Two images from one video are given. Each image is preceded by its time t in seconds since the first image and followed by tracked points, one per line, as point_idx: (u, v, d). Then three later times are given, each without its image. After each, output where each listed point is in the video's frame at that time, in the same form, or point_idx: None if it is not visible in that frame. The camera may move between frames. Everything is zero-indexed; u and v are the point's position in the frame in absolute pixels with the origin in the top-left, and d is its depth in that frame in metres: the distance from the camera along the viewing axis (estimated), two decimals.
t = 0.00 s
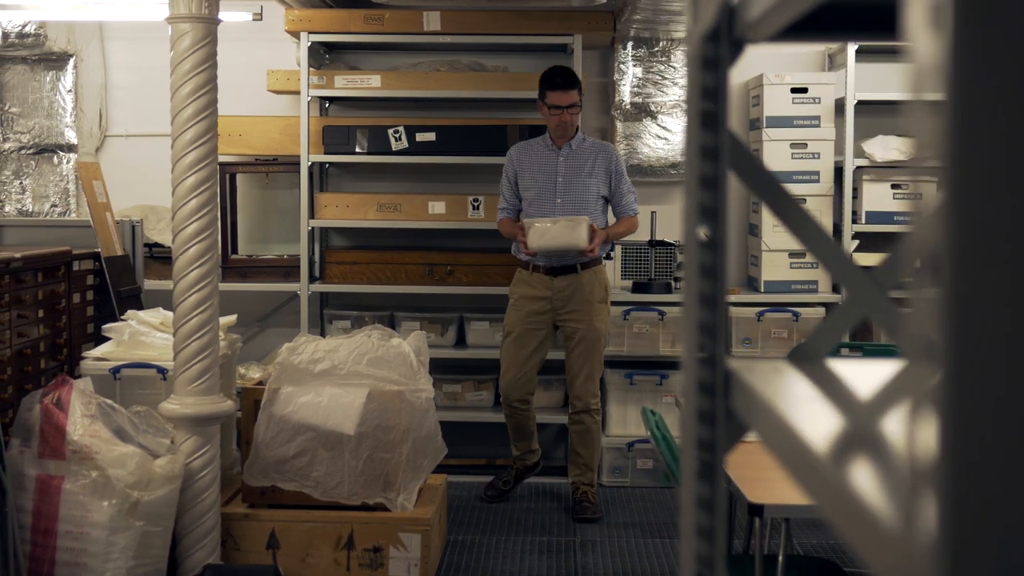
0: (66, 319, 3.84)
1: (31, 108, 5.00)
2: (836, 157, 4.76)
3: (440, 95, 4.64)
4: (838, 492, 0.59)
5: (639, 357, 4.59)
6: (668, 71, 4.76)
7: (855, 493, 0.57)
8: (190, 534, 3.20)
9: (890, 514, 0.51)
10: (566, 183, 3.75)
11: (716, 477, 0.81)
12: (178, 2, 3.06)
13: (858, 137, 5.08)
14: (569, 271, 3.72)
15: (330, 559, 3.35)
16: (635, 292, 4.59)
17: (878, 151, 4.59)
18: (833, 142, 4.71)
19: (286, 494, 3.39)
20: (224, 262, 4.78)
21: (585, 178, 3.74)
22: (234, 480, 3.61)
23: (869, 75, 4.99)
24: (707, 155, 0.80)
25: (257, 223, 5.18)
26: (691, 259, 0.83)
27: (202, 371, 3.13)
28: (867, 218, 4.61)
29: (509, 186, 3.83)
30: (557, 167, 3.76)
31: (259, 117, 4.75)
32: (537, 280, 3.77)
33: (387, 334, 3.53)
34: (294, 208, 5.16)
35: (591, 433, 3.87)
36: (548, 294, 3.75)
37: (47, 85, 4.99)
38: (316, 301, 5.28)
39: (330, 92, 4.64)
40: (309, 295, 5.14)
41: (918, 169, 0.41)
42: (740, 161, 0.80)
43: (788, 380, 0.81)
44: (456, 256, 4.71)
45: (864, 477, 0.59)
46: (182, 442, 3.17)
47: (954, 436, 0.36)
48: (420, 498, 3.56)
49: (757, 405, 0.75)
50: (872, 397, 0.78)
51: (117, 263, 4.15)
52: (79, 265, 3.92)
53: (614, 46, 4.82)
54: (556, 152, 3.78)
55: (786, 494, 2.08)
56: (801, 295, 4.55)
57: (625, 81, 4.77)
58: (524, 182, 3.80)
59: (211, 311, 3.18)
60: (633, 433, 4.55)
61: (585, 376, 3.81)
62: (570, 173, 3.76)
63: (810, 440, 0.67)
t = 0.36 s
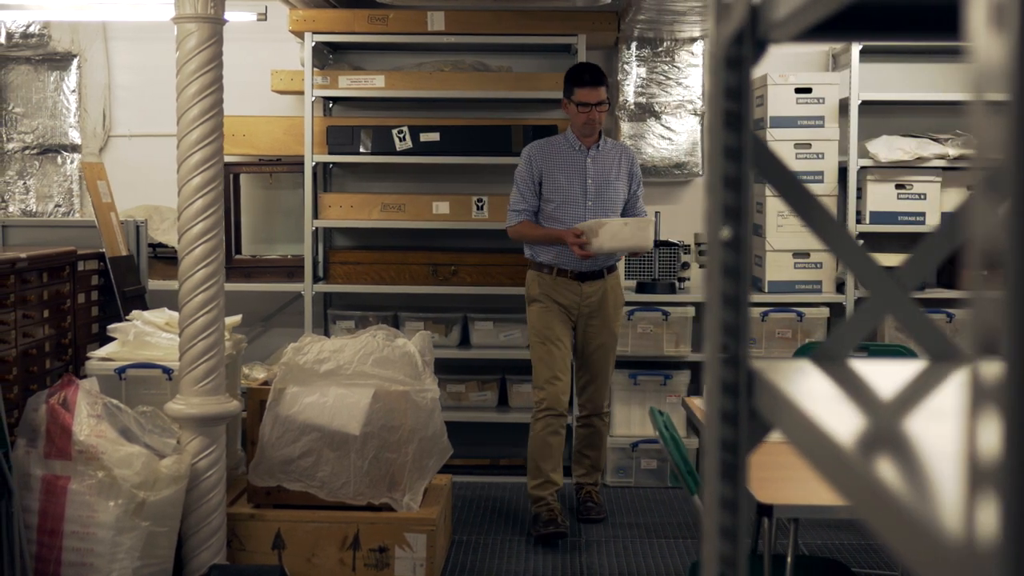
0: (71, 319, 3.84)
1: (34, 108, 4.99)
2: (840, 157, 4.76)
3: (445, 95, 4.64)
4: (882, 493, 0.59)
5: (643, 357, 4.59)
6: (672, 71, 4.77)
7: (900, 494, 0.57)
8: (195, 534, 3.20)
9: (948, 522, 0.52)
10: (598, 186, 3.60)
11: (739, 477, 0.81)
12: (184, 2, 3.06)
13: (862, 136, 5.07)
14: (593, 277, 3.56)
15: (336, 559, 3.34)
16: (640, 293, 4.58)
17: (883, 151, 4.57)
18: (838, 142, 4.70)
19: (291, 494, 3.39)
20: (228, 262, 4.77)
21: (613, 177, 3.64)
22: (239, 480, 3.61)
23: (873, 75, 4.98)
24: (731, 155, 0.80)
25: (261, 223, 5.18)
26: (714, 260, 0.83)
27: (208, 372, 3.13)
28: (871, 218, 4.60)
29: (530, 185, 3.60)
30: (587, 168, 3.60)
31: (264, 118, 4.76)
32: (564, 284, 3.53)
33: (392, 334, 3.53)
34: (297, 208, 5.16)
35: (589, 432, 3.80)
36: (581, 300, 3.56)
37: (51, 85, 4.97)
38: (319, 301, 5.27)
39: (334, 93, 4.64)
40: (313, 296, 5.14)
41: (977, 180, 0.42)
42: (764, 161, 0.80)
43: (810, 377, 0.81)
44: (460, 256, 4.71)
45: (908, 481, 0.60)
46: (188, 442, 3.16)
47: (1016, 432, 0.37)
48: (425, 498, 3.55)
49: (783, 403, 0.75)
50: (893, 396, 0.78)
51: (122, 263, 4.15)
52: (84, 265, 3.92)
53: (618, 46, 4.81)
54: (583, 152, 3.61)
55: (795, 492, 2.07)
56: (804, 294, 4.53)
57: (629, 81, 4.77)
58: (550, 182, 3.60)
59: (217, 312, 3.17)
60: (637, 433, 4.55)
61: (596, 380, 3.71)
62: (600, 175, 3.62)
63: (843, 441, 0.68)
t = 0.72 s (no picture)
0: (77, 318, 3.84)
1: (38, 108, 5.00)
2: (845, 157, 4.75)
3: (449, 95, 4.64)
4: (915, 492, 0.60)
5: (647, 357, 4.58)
6: (676, 71, 4.77)
7: (936, 495, 0.58)
8: (201, 534, 3.20)
9: (996, 527, 0.52)
10: (603, 179, 3.55)
11: (761, 478, 0.81)
12: (190, 2, 3.06)
13: (867, 137, 5.07)
14: (607, 275, 3.49)
15: (341, 560, 3.34)
16: (644, 293, 4.58)
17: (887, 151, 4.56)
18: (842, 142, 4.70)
19: (297, 495, 3.38)
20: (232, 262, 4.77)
21: (614, 169, 3.59)
22: (245, 480, 3.61)
23: (878, 75, 4.98)
24: (753, 157, 0.80)
25: (264, 223, 5.18)
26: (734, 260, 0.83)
27: (214, 371, 3.13)
28: (876, 219, 4.60)
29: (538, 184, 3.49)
30: (591, 163, 3.55)
31: (268, 117, 4.76)
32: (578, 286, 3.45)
33: (398, 334, 3.53)
34: (301, 208, 5.15)
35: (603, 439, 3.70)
36: (596, 301, 3.49)
37: (55, 85, 4.99)
38: (323, 301, 5.27)
39: (338, 92, 4.64)
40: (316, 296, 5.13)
41: None
42: (786, 162, 0.80)
43: (833, 377, 0.82)
44: (463, 256, 4.71)
45: (942, 481, 0.60)
46: (195, 442, 3.16)
47: None
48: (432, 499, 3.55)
49: (807, 401, 0.75)
50: (915, 397, 0.78)
51: (126, 263, 4.15)
52: (89, 265, 3.92)
53: (621, 46, 4.82)
54: (585, 147, 3.56)
55: (805, 493, 2.06)
56: (807, 294, 4.53)
57: (633, 81, 4.77)
58: (557, 178, 3.51)
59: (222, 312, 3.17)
60: (641, 433, 4.55)
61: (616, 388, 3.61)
62: (602, 169, 3.57)
63: (874, 441, 0.68)
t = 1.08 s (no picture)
0: (82, 319, 3.84)
1: (42, 108, 4.99)
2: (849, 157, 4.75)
3: (453, 95, 4.64)
4: (949, 488, 0.60)
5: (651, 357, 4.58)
6: (680, 71, 4.78)
7: (970, 488, 0.58)
8: (207, 534, 3.19)
9: None
10: (629, 179, 3.48)
11: (786, 477, 0.81)
12: (196, 2, 3.06)
13: (871, 137, 5.07)
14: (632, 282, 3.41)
15: (348, 559, 3.34)
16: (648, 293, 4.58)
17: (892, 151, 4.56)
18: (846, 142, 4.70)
19: (303, 495, 3.38)
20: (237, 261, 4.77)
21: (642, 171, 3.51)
22: (250, 481, 3.60)
23: (881, 75, 4.98)
24: (779, 156, 0.80)
25: (268, 223, 5.17)
26: (759, 259, 0.83)
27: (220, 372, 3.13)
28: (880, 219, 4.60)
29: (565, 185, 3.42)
30: (618, 164, 3.47)
31: (273, 117, 4.76)
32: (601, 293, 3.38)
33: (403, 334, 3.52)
34: (304, 208, 5.15)
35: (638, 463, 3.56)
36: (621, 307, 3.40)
37: (59, 85, 4.98)
38: (327, 301, 5.27)
39: (342, 92, 4.64)
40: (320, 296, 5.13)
41: None
42: (811, 161, 0.80)
43: (858, 376, 0.82)
44: (468, 256, 4.71)
45: (974, 477, 0.60)
46: (200, 442, 3.16)
47: None
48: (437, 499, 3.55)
49: (834, 399, 0.75)
50: (939, 396, 0.78)
51: (131, 263, 4.15)
52: (94, 265, 3.92)
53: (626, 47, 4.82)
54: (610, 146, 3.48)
55: (814, 494, 2.06)
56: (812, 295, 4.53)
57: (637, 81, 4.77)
58: (583, 179, 3.43)
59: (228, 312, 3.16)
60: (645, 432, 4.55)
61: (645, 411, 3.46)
62: (629, 170, 3.49)
63: (902, 437, 0.68)
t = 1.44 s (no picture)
0: (87, 319, 3.84)
1: (46, 108, 4.99)
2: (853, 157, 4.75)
3: (457, 95, 4.64)
4: (981, 482, 0.59)
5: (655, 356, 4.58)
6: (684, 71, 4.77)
7: (1001, 483, 0.58)
8: (213, 534, 3.19)
9: None
10: (689, 180, 3.36)
11: (810, 478, 0.81)
12: (203, 2, 3.06)
13: (875, 137, 5.07)
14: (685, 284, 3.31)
15: (353, 559, 3.34)
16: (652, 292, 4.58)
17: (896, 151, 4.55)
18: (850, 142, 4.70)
19: (310, 495, 3.38)
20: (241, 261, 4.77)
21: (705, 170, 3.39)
22: (256, 481, 3.60)
23: (885, 75, 4.98)
24: (803, 156, 0.80)
25: (272, 223, 5.17)
26: (784, 259, 0.82)
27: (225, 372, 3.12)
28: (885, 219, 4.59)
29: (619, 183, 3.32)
30: (679, 163, 3.35)
31: (278, 117, 4.76)
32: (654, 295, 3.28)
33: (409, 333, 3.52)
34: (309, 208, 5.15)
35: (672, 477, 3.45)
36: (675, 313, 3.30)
37: (63, 85, 4.97)
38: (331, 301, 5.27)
39: (347, 93, 4.64)
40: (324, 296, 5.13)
41: None
42: (835, 162, 0.80)
43: (882, 377, 0.81)
44: (472, 256, 4.71)
45: (1006, 472, 0.60)
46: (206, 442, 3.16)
47: None
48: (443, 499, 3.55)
49: (859, 398, 0.75)
50: (962, 396, 0.78)
51: (136, 263, 4.15)
52: (100, 265, 3.93)
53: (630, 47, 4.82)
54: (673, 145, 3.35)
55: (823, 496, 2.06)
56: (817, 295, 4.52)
57: (641, 81, 4.77)
58: (639, 177, 3.33)
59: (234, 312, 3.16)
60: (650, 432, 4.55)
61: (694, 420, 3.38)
62: (691, 169, 3.37)
63: (930, 434, 0.68)
